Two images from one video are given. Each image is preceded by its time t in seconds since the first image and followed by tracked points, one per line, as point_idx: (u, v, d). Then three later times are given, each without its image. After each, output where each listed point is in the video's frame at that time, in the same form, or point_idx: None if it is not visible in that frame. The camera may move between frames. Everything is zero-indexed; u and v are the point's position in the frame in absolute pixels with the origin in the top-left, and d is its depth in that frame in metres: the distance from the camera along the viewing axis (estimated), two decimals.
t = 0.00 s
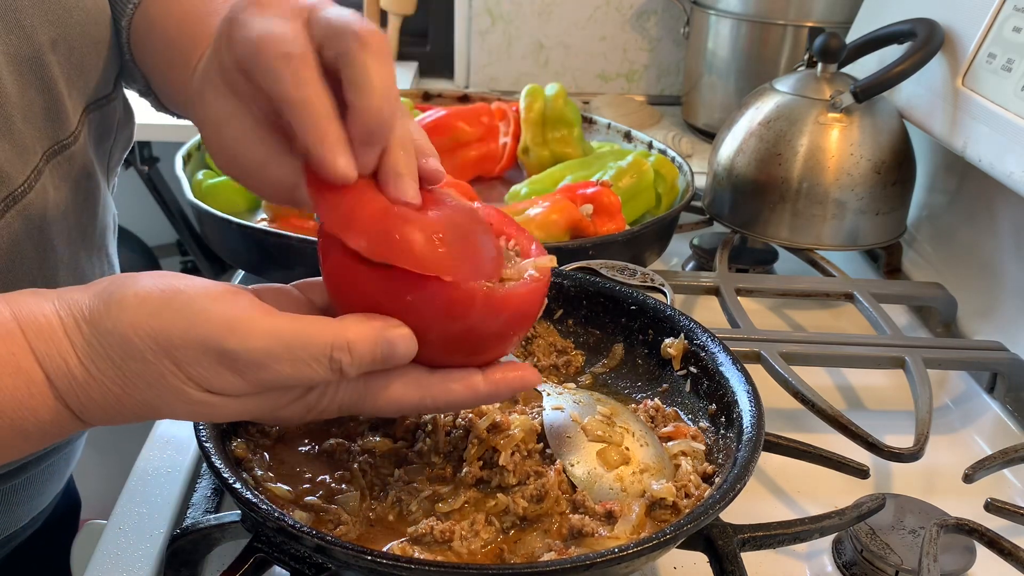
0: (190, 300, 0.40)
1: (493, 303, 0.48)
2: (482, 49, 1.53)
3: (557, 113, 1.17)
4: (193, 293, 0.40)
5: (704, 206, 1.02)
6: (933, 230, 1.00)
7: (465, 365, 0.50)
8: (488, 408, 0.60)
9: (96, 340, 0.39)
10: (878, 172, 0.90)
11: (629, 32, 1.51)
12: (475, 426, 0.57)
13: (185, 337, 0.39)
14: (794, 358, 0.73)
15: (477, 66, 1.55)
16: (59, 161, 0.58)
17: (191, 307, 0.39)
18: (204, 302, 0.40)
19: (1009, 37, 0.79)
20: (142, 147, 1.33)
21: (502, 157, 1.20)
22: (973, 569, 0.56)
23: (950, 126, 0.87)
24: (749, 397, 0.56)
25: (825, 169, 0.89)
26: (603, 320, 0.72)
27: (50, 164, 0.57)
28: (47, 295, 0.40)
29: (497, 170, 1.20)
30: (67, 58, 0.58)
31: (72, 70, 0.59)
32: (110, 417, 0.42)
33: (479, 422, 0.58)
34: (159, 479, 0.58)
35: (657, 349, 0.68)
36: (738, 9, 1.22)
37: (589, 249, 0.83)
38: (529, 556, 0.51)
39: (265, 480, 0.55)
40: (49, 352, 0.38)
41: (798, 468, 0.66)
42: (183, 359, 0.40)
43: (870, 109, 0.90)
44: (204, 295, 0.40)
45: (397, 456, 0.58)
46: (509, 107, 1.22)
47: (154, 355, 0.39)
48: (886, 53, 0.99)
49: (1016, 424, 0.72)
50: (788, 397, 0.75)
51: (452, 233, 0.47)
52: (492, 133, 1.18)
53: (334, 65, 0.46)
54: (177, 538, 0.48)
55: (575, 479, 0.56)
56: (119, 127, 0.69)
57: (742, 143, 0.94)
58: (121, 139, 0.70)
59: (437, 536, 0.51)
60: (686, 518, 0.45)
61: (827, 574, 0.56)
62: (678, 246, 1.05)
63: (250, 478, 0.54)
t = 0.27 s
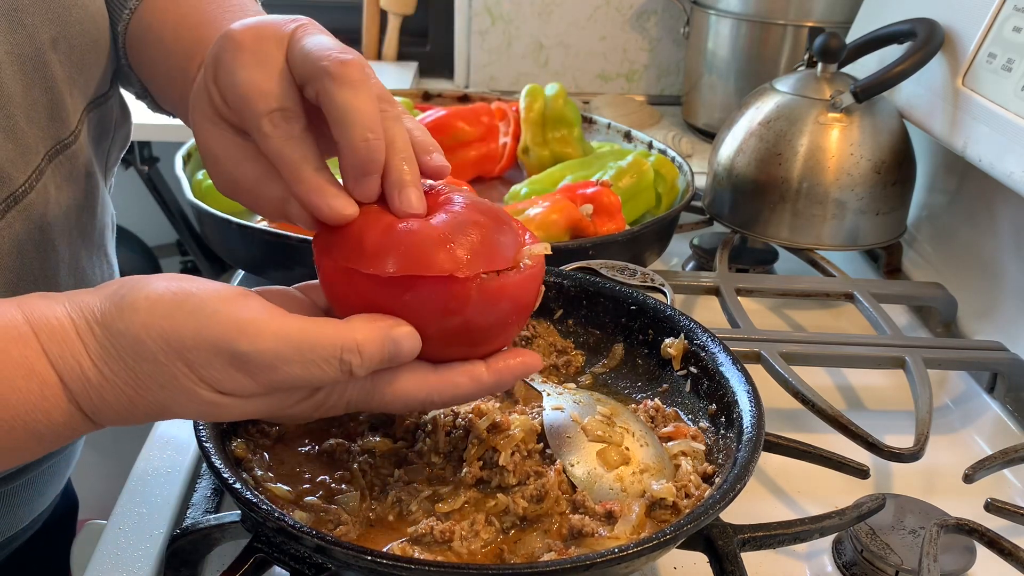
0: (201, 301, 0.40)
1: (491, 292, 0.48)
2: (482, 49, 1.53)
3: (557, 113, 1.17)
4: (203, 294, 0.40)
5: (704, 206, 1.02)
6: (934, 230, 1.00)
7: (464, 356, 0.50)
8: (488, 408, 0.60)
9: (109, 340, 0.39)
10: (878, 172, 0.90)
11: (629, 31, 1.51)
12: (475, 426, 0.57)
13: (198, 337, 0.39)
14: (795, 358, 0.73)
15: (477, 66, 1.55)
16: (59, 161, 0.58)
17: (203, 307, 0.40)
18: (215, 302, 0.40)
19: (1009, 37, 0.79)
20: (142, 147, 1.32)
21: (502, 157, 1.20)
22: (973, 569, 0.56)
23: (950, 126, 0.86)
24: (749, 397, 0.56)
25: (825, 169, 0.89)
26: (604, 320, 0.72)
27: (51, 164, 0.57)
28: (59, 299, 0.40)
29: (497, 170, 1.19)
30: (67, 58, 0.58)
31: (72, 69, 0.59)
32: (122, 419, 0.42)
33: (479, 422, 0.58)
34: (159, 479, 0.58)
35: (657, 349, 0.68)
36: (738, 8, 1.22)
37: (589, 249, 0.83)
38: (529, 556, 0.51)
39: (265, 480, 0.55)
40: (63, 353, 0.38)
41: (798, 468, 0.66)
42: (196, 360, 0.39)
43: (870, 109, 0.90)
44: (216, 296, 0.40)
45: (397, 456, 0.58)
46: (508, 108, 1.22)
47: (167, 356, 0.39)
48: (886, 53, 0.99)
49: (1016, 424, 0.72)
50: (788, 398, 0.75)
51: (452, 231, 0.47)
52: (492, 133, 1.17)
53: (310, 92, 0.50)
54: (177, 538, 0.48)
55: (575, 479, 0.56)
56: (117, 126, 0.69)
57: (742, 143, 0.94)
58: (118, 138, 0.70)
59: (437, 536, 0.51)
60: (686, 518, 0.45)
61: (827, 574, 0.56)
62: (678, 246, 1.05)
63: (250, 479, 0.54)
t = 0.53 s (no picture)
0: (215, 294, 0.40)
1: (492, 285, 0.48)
2: (482, 49, 1.53)
3: (557, 112, 1.17)
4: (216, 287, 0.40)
5: (704, 206, 1.02)
6: (934, 230, 1.00)
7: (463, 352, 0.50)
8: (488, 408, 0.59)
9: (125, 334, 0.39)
10: (878, 172, 0.90)
11: (629, 32, 1.51)
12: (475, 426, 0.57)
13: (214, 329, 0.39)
14: (795, 358, 0.73)
15: (477, 66, 1.55)
16: (59, 161, 0.58)
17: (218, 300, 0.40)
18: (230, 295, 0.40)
19: (1009, 37, 0.79)
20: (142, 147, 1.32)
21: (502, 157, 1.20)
22: (973, 569, 0.56)
23: (950, 126, 0.86)
24: (749, 397, 0.56)
25: (826, 169, 0.89)
26: (604, 320, 0.72)
27: (51, 164, 0.57)
28: (74, 297, 0.40)
29: (497, 170, 1.19)
30: (66, 59, 0.58)
31: (72, 69, 0.59)
32: (137, 415, 0.42)
33: (479, 422, 0.57)
34: (159, 479, 0.58)
35: (658, 349, 0.68)
36: (738, 9, 1.22)
37: (589, 249, 0.83)
38: (529, 556, 0.51)
39: (265, 480, 0.55)
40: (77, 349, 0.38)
41: (798, 468, 0.66)
42: (212, 353, 0.39)
43: (870, 109, 0.90)
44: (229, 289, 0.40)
45: (398, 456, 0.58)
46: (508, 107, 1.22)
47: (182, 349, 0.39)
48: (886, 53, 0.99)
49: (1015, 424, 0.72)
50: (788, 397, 0.75)
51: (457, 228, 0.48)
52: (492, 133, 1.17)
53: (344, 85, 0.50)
54: (177, 539, 0.48)
55: (575, 479, 0.56)
56: (111, 125, 0.69)
57: (742, 143, 0.94)
58: (110, 138, 0.70)
59: (437, 536, 0.51)
60: (686, 518, 0.45)
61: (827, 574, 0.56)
62: (678, 246, 1.05)
63: (250, 478, 0.54)
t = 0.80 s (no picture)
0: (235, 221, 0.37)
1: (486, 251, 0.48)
2: (482, 49, 1.53)
3: (557, 113, 1.17)
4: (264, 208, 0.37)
5: (704, 206, 1.02)
6: (933, 229, 1.00)
7: (446, 320, 0.48)
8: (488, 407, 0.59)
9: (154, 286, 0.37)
10: (878, 172, 0.90)
11: (629, 32, 1.51)
12: (475, 426, 0.57)
13: (235, 276, 0.37)
14: (795, 358, 0.73)
15: (477, 67, 1.55)
16: (64, 164, 0.58)
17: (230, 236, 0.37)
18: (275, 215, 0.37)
19: (1009, 37, 0.79)
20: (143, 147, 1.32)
21: (502, 157, 1.20)
22: (973, 569, 0.56)
23: (950, 126, 0.87)
24: (749, 397, 0.56)
25: (825, 169, 0.89)
26: (604, 320, 0.72)
27: (56, 167, 0.57)
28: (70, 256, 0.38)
29: (497, 170, 1.19)
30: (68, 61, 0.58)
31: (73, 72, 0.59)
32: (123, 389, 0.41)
33: (479, 422, 0.57)
34: (159, 479, 0.58)
35: (657, 349, 0.68)
36: (738, 9, 1.23)
37: (589, 249, 0.83)
38: (529, 556, 0.51)
39: (265, 480, 0.55)
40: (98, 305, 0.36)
41: (798, 468, 0.66)
42: (231, 303, 0.38)
43: (870, 109, 0.90)
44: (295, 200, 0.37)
45: (398, 456, 0.58)
46: (508, 108, 1.22)
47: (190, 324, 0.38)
48: (886, 53, 0.99)
49: (1015, 424, 0.72)
50: (788, 397, 0.75)
51: (455, 192, 0.47)
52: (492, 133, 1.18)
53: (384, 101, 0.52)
54: (177, 539, 0.48)
55: (575, 479, 0.56)
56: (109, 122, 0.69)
57: (742, 143, 0.94)
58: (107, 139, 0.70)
59: (437, 536, 0.51)
60: (686, 518, 0.45)
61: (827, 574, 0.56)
62: (678, 246, 1.05)
63: (250, 479, 0.54)
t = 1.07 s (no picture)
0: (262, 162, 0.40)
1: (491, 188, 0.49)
2: (482, 49, 1.53)
3: (557, 113, 1.17)
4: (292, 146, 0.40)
5: (704, 206, 1.02)
6: (933, 229, 1.00)
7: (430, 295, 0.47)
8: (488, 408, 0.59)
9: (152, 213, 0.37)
10: (879, 172, 0.90)
11: (629, 32, 1.51)
12: (475, 427, 0.57)
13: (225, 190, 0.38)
14: (795, 358, 0.73)
15: (477, 67, 1.55)
16: (57, 165, 0.58)
17: (233, 189, 0.38)
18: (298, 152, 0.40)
19: (1009, 37, 0.79)
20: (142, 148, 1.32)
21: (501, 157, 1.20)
22: (973, 569, 0.56)
23: (950, 126, 0.87)
24: (750, 397, 0.56)
25: (825, 169, 0.89)
26: (604, 320, 0.72)
27: (49, 168, 0.57)
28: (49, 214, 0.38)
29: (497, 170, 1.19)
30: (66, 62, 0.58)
31: (71, 73, 0.59)
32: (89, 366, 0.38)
33: (479, 422, 0.57)
34: (159, 479, 0.58)
35: (658, 349, 0.68)
36: (738, 9, 1.23)
37: (589, 249, 0.83)
38: (529, 556, 0.51)
39: (265, 480, 0.55)
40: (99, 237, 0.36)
41: (798, 468, 0.66)
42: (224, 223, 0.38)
43: (870, 109, 0.90)
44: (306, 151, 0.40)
45: (398, 456, 0.58)
46: (508, 108, 1.22)
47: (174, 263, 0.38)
48: (886, 53, 0.99)
49: (1015, 424, 0.72)
50: (788, 397, 0.75)
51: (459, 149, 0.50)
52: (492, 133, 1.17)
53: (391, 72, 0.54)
54: (176, 539, 0.48)
55: (575, 479, 0.56)
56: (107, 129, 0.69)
57: (742, 143, 0.94)
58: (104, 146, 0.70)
59: (437, 536, 0.51)
60: (686, 518, 0.45)
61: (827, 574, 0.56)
62: (678, 246, 1.05)
63: (250, 478, 0.54)
